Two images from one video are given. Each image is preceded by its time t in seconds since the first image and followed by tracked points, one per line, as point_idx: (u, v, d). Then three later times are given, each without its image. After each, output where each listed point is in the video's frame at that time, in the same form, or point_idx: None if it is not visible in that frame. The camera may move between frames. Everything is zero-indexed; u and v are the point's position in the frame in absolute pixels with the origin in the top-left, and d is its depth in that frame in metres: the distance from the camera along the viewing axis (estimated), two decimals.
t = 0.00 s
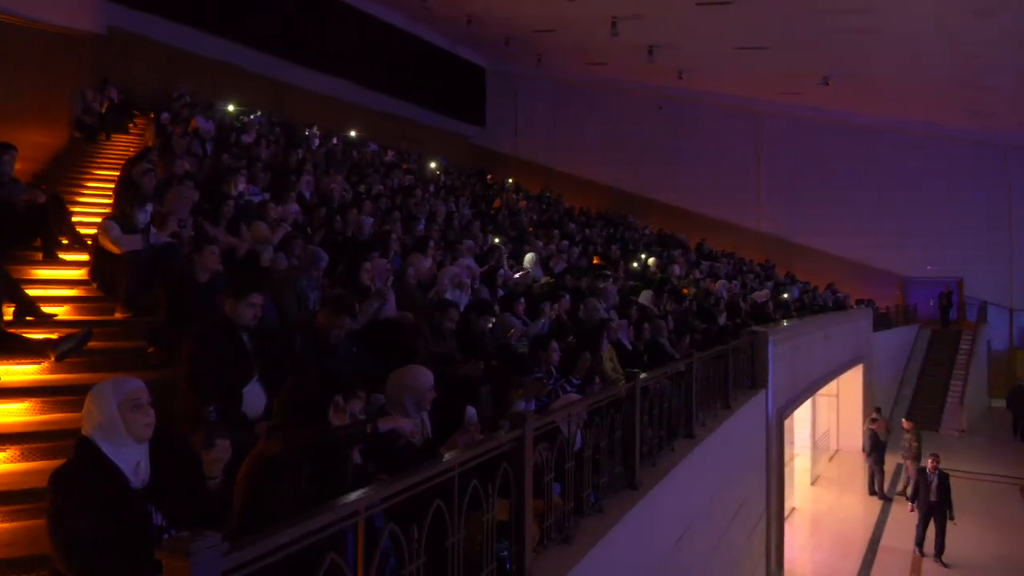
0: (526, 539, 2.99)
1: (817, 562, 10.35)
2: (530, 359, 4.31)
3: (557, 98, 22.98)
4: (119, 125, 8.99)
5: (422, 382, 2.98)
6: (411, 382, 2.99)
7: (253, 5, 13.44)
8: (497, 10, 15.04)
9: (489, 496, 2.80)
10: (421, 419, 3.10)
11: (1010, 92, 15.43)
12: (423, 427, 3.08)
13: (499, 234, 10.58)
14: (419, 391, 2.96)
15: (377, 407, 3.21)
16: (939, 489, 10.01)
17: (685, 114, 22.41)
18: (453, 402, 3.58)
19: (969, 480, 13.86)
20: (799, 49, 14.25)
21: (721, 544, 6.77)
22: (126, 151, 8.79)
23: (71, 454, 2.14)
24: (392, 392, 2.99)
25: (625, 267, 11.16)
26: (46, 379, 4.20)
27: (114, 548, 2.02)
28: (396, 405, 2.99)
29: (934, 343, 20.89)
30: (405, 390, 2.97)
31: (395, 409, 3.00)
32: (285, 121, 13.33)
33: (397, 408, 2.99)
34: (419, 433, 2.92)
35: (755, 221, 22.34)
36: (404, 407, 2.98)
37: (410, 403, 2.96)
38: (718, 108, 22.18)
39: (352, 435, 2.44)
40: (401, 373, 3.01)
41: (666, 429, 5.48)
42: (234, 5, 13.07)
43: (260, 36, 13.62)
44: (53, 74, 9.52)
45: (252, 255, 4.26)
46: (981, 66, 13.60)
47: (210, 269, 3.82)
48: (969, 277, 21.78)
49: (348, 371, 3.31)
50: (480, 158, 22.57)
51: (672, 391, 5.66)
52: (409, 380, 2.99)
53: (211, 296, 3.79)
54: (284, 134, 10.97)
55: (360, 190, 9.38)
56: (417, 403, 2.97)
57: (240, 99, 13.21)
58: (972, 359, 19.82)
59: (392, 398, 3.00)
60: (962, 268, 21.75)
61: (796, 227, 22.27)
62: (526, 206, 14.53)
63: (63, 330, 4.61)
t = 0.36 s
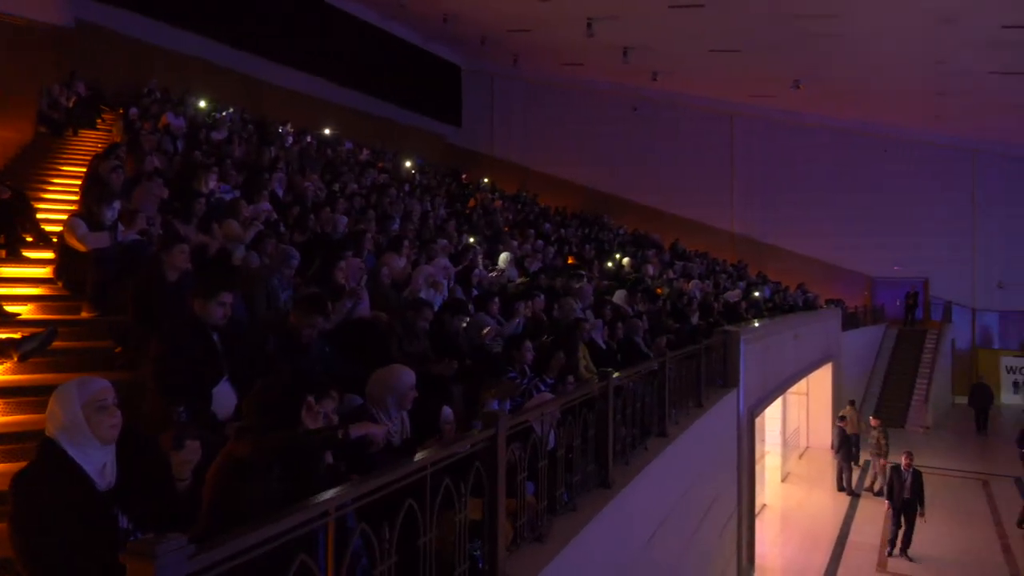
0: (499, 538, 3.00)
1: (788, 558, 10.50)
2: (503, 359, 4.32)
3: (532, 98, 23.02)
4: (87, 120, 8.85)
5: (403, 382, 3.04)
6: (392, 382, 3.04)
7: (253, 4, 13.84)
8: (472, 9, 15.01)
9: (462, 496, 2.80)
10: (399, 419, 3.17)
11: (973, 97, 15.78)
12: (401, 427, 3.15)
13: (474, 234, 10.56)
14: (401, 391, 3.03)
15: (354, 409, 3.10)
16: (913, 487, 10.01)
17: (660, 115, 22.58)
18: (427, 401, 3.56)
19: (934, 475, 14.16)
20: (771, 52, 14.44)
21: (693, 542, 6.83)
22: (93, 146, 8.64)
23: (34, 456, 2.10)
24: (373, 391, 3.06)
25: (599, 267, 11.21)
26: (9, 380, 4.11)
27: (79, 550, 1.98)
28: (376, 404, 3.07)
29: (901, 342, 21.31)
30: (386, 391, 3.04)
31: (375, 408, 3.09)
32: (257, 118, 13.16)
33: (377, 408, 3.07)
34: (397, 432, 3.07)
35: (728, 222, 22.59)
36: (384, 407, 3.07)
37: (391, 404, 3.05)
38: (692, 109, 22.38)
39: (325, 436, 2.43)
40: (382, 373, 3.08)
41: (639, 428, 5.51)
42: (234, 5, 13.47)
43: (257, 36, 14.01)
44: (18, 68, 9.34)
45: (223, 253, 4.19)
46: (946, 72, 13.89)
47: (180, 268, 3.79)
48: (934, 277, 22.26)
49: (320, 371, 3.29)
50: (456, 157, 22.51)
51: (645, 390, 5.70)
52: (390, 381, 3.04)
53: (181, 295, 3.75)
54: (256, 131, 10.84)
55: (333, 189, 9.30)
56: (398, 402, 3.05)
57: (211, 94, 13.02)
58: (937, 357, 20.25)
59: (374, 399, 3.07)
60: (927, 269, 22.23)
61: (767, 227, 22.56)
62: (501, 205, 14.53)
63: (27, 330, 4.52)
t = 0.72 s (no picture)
0: (470, 537, 2.99)
1: (757, 553, 10.66)
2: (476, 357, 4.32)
3: (506, 98, 23.02)
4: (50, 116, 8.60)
5: (380, 377, 3.02)
6: (369, 377, 3.02)
7: (254, 5, 14.01)
8: (445, 8, 14.96)
9: (433, 495, 2.80)
10: (378, 416, 3.14)
11: (937, 102, 16.12)
12: (379, 423, 3.12)
13: (447, 233, 10.55)
14: (376, 385, 3.01)
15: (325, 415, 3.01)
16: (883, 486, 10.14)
17: (632, 116, 22.74)
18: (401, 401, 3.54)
19: (898, 471, 14.47)
20: (741, 54, 14.61)
21: (664, 540, 6.91)
22: (56, 143, 8.45)
23: None
24: (350, 387, 3.05)
25: (572, 266, 11.27)
26: None
27: (42, 554, 1.94)
28: (354, 399, 3.05)
29: (867, 341, 21.72)
30: (363, 385, 3.02)
31: (354, 403, 3.06)
32: (227, 116, 12.97)
33: (356, 403, 3.05)
34: (373, 428, 3.06)
35: (699, 222, 22.82)
36: (363, 401, 3.04)
37: (369, 398, 3.03)
38: (664, 110, 22.56)
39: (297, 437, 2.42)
40: (360, 369, 3.06)
41: (611, 426, 5.55)
42: (233, 5, 13.61)
43: (257, 36, 14.25)
44: None
45: (192, 252, 4.14)
46: (910, 77, 14.17)
47: (146, 266, 3.71)
48: (899, 277, 22.72)
49: (292, 371, 3.26)
50: (429, 157, 22.42)
51: (617, 388, 5.75)
52: (368, 376, 3.02)
53: (147, 294, 3.69)
54: (226, 128, 10.70)
55: (305, 188, 9.23)
56: (375, 397, 3.03)
57: (179, 91, 12.81)
58: (902, 355, 20.68)
59: (352, 393, 3.06)
60: (892, 268, 22.69)
61: (738, 228, 22.85)
62: (475, 205, 14.52)
63: None
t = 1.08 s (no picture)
0: (439, 535, 2.99)
1: (726, 548, 10.79)
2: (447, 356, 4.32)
3: (479, 96, 23.03)
4: (11, 109, 8.41)
5: (349, 372, 3.01)
6: (339, 373, 3.02)
7: (254, 5, 14.85)
8: (418, 6, 14.91)
9: (402, 495, 2.79)
10: (348, 412, 3.13)
11: (900, 106, 16.47)
12: (350, 420, 3.11)
13: (420, 232, 10.54)
14: (346, 381, 3.00)
15: (290, 412, 3.05)
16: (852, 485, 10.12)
17: (605, 116, 22.87)
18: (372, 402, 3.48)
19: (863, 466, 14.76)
20: (711, 56, 14.78)
21: (634, 537, 6.98)
22: (17, 136, 8.27)
23: None
24: (319, 385, 3.03)
25: (545, 265, 11.32)
26: None
27: None
28: (324, 396, 3.03)
29: (833, 338, 22.11)
30: (332, 382, 3.01)
31: (324, 400, 3.04)
32: (196, 112, 12.79)
33: (325, 399, 3.03)
34: (344, 426, 3.06)
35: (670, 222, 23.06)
36: (333, 397, 3.03)
37: (338, 394, 3.02)
38: (635, 111, 22.74)
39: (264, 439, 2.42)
40: (331, 366, 3.05)
41: (581, 424, 5.57)
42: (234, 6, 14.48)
43: (256, 36, 15.12)
44: None
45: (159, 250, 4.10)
46: (875, 81, 14.45)
47: (109, 264, 3.68)
48: (864, 276, 23.20)
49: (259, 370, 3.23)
50: (402, 155, 22.34)
51: (588, 387, 5.78)
52: (337, 372, 3.02)
53: (110, 292, 3.65)
54: (194, 124, 10.54)
55: (275, 185, 9.15)
56: (345, 393, 3.02)
57: (147, 86, 12.59)
58: (866, 353, 21.09)
59: (321, 389, 3.03)
60: (857, 268, 23.17)
61: (707, 227, 23.12)
62: (448, 204, 14.51)
63: None
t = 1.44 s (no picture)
0: (407, 534, 2.97)
1: (695, 543, 10.90)
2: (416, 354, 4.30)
3: (451, 94, 22.96)
4: None
5: (314, 372, 3.01)
6: (303, 373, 3.00)
7: (253, 6, 15.48)
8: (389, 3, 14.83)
9: (369, 494, 2.77)
10: (313, 412, 3.11)
11: (864, 109, 16.77)
12: (315, 420, 3.09)
13: (390, 229, 10.47)
14: (313, 381, 2.99)
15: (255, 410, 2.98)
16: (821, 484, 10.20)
17: (576, 115, 22.94)
18: (337, 400, 3.49)
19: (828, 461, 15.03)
20: (680, 57, 14.90)
21: (604, 533, 7.02)
22: None
23: None
24: (283, 382, 3.01)
25: (516, 263, 11.33)
26: None
27: None
28: (287, 395, 3.01)
29: (800, 336, 22.45)
30: (297, 381, 2.99)
31: (287, 399, 3.02)
32: (160, 106, 12.53)
33: (288, 399, 3.01)
34: (309, 426, 3.05)
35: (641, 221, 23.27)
36: (296, 396, 3.01)
37: (303, 394, 3.00)
38: (607, 110, 22.86)
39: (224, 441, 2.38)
40: (294, 365, 3.03)
41: (551, 421, 5.59)
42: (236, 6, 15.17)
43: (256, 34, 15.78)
44: None
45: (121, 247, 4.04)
46: (840, 83, 14.69)
47: (67, 262, 3.61)
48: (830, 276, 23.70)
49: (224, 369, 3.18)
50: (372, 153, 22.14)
51: (558, 384, 5.81)
52: (302, 371, 3.00)
53: (67, 290, 3.52)
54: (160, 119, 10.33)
55: (243, 182, 9.01)
56: (312, 393, 3.01)
57: (109, 79, 12.29)
58: (831, 351, 21.44)
59: (284, 388, 3.01)
60: (823, 268, 23.66)
61: (677, 227, 23.32)
62: (420, 202, 14.46)
63: None
